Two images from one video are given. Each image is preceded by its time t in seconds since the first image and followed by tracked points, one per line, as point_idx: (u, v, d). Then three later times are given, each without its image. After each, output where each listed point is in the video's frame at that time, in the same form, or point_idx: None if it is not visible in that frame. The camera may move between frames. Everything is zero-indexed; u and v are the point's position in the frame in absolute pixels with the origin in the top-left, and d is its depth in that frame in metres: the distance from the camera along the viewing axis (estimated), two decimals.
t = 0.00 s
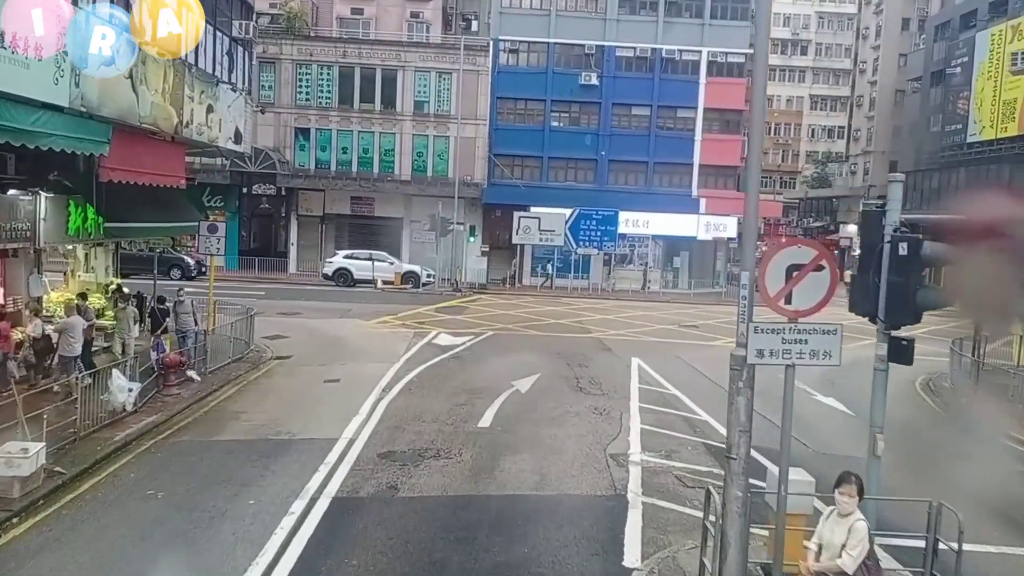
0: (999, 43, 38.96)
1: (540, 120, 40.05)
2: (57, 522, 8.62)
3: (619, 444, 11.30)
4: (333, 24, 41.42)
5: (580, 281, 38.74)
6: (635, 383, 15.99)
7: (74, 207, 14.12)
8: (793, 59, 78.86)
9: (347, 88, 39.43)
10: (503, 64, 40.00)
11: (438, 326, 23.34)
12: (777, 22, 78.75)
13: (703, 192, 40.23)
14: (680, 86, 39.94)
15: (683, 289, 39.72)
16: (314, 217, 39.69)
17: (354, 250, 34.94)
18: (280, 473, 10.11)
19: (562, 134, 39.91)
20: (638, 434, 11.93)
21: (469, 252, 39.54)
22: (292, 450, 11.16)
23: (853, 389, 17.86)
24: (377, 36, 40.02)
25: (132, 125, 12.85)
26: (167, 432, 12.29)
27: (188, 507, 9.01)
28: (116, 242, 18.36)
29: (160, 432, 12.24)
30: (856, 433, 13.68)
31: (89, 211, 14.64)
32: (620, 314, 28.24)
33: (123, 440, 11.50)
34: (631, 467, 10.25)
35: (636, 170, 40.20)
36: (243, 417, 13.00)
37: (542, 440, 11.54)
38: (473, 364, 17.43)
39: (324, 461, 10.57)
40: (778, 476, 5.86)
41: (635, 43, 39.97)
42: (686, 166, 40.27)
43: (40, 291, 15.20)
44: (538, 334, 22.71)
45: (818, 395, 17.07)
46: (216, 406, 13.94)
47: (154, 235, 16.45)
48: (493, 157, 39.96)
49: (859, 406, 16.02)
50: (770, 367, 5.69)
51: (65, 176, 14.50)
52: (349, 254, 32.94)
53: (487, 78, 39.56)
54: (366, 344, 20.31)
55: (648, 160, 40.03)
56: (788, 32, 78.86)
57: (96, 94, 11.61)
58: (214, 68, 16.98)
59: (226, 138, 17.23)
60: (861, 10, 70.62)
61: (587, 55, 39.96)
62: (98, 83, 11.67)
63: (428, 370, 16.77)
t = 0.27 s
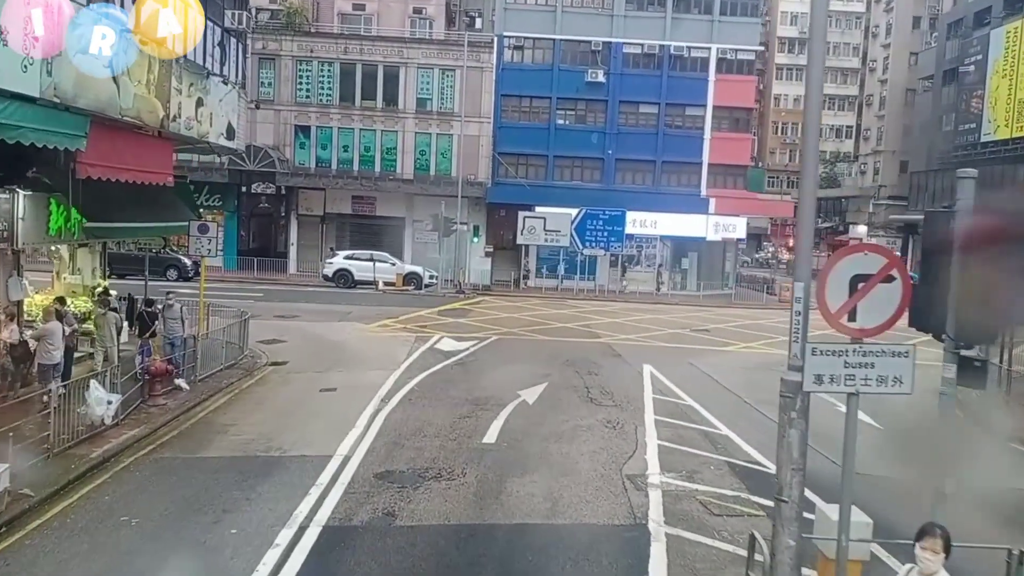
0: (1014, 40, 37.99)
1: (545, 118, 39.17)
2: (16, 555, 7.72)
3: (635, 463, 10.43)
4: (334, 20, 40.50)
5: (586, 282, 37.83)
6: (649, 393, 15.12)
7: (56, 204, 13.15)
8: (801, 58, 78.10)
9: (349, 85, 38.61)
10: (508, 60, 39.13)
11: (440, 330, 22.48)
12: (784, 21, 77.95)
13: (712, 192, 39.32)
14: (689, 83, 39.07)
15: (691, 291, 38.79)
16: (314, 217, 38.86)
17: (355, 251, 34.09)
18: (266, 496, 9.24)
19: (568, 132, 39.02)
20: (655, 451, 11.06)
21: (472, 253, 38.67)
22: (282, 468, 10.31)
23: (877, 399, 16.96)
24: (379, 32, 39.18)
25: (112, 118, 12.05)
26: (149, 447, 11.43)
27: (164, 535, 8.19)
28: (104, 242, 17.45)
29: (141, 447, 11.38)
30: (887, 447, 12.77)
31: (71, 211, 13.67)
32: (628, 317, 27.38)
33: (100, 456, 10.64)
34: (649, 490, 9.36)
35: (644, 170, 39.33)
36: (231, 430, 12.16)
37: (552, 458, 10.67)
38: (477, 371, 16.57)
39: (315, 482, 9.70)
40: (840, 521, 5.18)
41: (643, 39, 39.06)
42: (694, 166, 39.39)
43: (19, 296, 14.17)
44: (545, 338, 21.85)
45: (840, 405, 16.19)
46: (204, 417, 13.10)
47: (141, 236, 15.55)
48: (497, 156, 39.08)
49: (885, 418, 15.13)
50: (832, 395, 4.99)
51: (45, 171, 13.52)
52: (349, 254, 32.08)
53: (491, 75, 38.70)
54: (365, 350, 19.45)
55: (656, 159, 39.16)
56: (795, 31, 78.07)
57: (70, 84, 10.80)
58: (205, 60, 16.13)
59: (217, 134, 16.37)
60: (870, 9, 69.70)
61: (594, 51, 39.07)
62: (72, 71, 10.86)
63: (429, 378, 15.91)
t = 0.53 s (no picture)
0: None
1: (547, 118, 38.37)
2: None
3: (649, 485, 9.64)
4: (330, 17, 39.48)
5: (588, 285, 37.07)
6: (659, 404, 14.33)
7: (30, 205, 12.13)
8: (804, 58, 77.46)
9: (346, 84, 37.82)
10: (508, 59, 38.32)
11: (439, 335, 21.65)
12: (787, 20, 77.47)
13: (717, 193, 38.54)
14: (693, 82, 38.29)
15: (695, 294, 38.02)
16: (311, 219, 38.04)
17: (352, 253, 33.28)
18: (246, 525, 8.42)
19: (570, 132, 38.23)
20: (670, 471, 10.25)
21: (472, 255, 37.90)
22: (265, 491, 9.50)
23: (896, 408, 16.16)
24: (377, 29, 38.37)
25: (87, 112, 11.30)
26: (124, 466, 10.62)
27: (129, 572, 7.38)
28: (86, 245, 16.64)
29: (115, 467, 10.56)
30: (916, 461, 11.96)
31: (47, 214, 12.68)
32: (632, 322, 26.58)
33: (68, 478, 9.82)
34: (665, 518, 8.55)
35: (647, 170, 38.55)
36: (214, 449, 11.35)
37: (559, 478, 9.88)
38: (477, 381, 15.75)
39: (301, 508, 8.88)
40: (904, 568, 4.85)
41: (646, 37, 38.23)
42: (699, 166, 38.62)
43: None
44: (547, 344, 21.04)
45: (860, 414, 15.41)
46: (186, 433, 12.29)
47: (121, 238, 14.73)
48: (498, 156, 38.28)
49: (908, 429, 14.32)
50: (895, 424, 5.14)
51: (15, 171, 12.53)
52: (346, 257, 31.28)
53: (491, 74, 37.89)
54: (361, 357, 18.62)
55: (659, 159, 38.39)
56: (798, 30, 77.56)
57: (37, 76, 10.01)
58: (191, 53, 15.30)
59: (204, 131, 15.56)
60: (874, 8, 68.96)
61: (596, 49, 38.26)
62: (39, 62, 10.07)
63: (427, 387, 15.11)
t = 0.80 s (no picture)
0: None
1: (551, 113, 37.36)
2: None
3: (671, 514, 8.65)
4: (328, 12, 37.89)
5: (593, 285, 36.09)
6: (674, 416, 13.35)
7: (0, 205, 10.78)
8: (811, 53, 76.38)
9: (344, 79, 36.82)
10: (511, 52, 37.30)
11: (438, 338, 20.65)
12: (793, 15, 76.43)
13: (726, 190, 37.54)
14: (701, 76, 37.26)
15: (703, 294, 37.03)
16: (309, 217, 37.07)
17: (351, 252, 32.33)
18: (218, 564, 7.43)
19: (574, 127, 37.24)
20: (692, 496, 9.26)
21: (474, 254, 36.93)
22: (243, 522, 8.53)
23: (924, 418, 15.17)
24: (376, 22, 37.32)
25: (52, 101, 10.34)
26: (89, 490, 9.62)
27: None
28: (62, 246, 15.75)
29: (79, 492, 9.55)
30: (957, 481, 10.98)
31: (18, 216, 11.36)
32: (640, 324, 25.60)
33: (24, 506, 8.81)
34: (692, 555, 7.57)
35: (654, 167, 37.59)
36: (191, 470, 10.37)
37: (569, 505, 8.90)
38: (479, 389, 14.75)
39: (282, 543, 7.90)
40: None
41: (653, 30, 37.19)
42: (707, 162, 37.62)
43: None
44: (552, 347, 20.05)
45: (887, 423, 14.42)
46: (162, 451, 11.30)
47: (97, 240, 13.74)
48: (501, 153, 37.28)
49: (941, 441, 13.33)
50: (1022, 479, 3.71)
51: None
52: (344, 257, 30.34)
53: (494, 68, 36.86)
54: (357, 363, 17.62)
55: (666, 155, 37.40)
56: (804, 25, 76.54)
57: None
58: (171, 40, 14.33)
59: (187, 123, 14.62)
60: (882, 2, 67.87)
61: (601, 43, 37.22)
62: None
63: (425, 397, 14.14)
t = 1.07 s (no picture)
0: None
1: (548, 111, 36.35)
2: None
3: (693, 557, 7.58)
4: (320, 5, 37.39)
5: (592, 288, 35.04)
6: (686, 433, 12.30)
7: None
8: (810, 53, 75.66)
9: (335, 75, 35.72)
10: (507, 49, 36.28)
11: (431, 346, 19.57)
12: (792, 14, 75.68)
13: (727, 190, 36.60)
14: (702, 73, 36.28)
15: (704, 297, 36.03)
16: (298, 218, 35.97)
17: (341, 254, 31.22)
18: None
19: (572, 126, 36.25)
20: (716, 533, 8.19)
21: (469, 256, 35.86)
22: (205, 565, 7.44)
23: (951, 432, 14.14)
24: (368, 17, 36.22)
25: None
26: (35, 527, 8.51)
27: None
28: (24, 251, 14.57)
29: (22, 529, 8.45)
30: (1000, 507, 9.95)
31: None
32: (642, 329, 24.57)
33: None
34: None
35: (654, 167, 36.60)
36: (152, 502, 9.28)
37: (576, 544, 7.84)
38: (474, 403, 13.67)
39: None
40: None
41: (653, 25, 36.19)
42: (708, 162, 36.65)
43: None
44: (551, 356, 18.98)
45: (913, 439, 13.39)
46: (123, 478, 10.21)
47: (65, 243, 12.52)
48: (496, 152, 36.23)
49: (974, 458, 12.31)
50: None
51: None
52: (334, 260, 29.21)
53: (489, 64, 35.71)
54: (343, 374, 16.52)
55: (667, 155, 36.42)
56: (803, 24, 75.83)
57: None
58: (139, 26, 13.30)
59: (157, 115, 13.60)
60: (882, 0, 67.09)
61: (600, 39, 36.20)
62: None
63: (416, 413, 13.06)
